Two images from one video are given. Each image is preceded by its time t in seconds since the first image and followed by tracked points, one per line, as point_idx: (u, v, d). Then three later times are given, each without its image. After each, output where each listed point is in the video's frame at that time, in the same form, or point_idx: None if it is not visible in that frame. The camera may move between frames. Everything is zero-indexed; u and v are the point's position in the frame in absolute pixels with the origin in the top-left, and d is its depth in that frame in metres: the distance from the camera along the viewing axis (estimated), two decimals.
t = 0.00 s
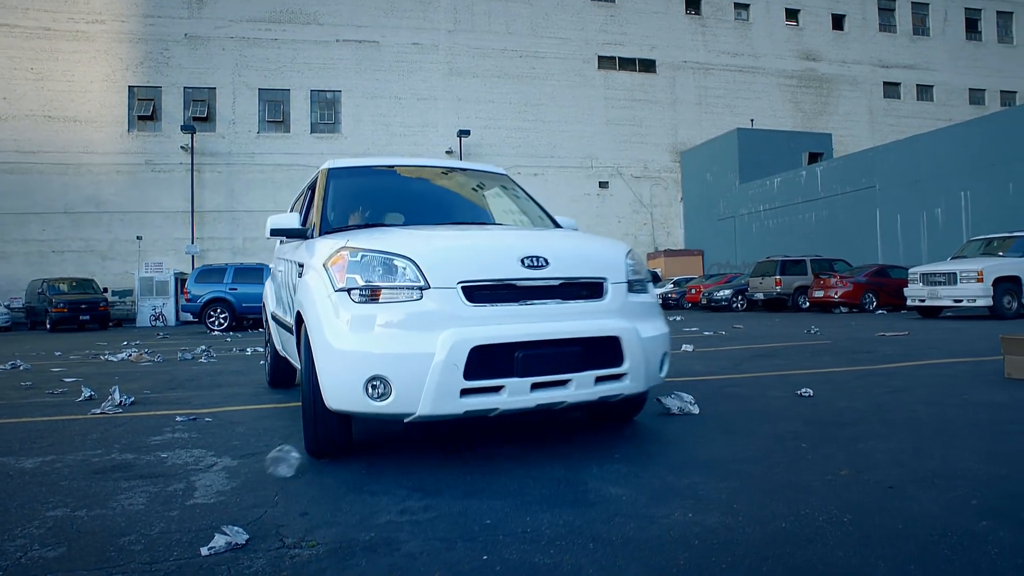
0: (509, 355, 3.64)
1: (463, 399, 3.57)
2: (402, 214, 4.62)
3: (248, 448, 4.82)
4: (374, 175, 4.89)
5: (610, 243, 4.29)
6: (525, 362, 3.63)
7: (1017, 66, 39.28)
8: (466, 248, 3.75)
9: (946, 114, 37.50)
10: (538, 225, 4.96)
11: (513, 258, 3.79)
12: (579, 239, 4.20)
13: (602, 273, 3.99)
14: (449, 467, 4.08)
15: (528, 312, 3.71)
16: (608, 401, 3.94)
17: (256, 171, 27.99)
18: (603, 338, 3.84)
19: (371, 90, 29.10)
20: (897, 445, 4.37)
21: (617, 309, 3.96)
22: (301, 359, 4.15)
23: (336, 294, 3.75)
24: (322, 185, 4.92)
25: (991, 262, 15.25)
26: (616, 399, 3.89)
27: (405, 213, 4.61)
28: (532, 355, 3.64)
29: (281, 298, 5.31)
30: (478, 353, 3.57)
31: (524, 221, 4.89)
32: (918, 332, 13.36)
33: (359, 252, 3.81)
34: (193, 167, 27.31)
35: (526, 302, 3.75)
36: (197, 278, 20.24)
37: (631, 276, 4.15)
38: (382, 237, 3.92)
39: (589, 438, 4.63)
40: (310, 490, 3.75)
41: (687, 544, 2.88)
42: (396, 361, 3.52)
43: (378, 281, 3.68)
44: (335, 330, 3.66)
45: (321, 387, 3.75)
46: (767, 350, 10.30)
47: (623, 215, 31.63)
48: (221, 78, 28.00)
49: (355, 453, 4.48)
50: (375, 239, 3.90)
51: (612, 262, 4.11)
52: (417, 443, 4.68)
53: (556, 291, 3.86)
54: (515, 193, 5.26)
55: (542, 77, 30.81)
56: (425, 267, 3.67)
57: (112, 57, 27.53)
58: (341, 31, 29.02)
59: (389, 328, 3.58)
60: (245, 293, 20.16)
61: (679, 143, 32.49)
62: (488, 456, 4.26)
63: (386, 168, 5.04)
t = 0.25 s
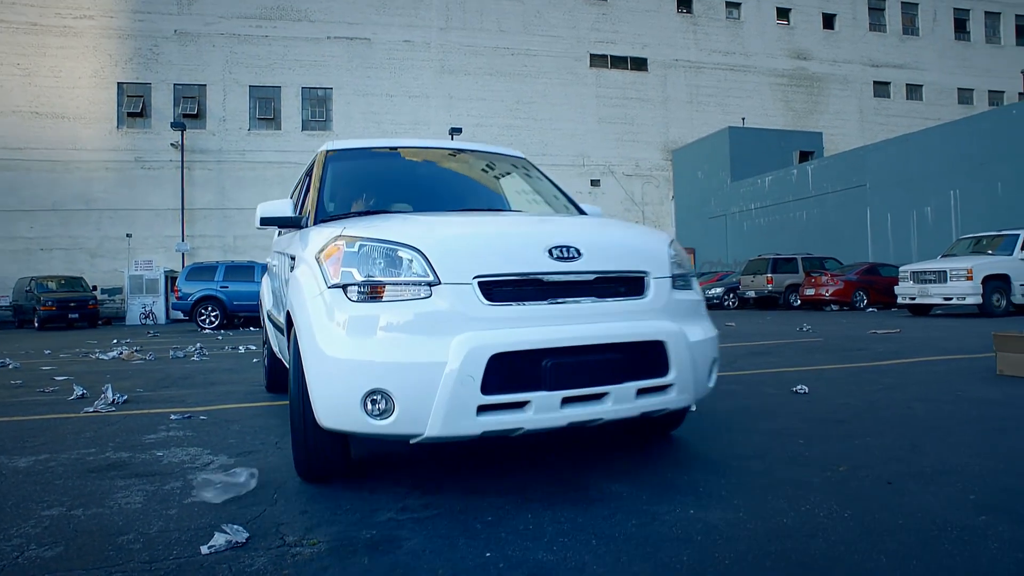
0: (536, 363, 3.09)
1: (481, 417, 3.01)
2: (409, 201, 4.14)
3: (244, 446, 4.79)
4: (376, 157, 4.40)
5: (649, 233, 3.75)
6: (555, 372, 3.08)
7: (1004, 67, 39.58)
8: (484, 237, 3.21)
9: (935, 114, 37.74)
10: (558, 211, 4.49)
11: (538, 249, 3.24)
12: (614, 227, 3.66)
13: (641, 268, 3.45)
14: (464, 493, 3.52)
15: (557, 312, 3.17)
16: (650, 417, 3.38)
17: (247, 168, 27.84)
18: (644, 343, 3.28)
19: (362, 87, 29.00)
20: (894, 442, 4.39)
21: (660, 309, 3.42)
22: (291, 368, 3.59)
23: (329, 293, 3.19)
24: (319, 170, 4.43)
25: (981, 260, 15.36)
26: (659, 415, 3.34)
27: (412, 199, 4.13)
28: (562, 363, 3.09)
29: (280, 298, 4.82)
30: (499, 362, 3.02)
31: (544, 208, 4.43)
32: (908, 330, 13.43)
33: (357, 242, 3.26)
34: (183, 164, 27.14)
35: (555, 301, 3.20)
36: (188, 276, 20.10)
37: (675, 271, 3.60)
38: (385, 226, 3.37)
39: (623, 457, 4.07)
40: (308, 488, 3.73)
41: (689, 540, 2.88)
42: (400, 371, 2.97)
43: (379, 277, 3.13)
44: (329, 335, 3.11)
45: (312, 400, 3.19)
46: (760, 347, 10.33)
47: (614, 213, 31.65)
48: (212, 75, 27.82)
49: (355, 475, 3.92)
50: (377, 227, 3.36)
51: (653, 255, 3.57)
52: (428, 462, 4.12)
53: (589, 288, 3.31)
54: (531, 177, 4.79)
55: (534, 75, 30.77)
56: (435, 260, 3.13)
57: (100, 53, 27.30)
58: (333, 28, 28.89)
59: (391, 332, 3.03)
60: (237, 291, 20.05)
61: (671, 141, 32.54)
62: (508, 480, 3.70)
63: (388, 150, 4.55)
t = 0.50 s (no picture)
0: (572, 378, 2.61)
1: (506, 442, 2.53)
2: (413, 184, 3.58)
3: (240, 444, 4.76)
4: (373, 141, 3.81)
5: (694, 224, 3.27)
6: (594, 387, 2.60)
7: (990, 67, 39.88)
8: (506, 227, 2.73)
9: (922, 114, 38.04)
10: (581, 198, 3.96)
11: (573, 241, 2.76)
12: (656, 216, 3.17)
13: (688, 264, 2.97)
14: (481, 525, 3.04)
15: (593, 316, 2.69)
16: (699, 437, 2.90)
17: (236, 166, 27.68)
18: (694, 352, 2.80)
19: (352, 85, 28.88)
20: (891, 439, 4.39)
21: (712, 311, 2.94)
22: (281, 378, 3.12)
23: (323, 294, 2.70)
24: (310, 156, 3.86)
25: (968, 259, 15.48)
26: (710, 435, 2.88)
27: (416, 183, 3.56)
28: (600, 376, 2.61)
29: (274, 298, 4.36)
30: (529, 376, 2.54)
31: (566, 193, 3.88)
32: (898, 328, 13.52)
33: (358, 233, 2.77)
34: (171, 162, 26.96)
35: (592, 302, 2.72)
36: (176, 275, 19.95)
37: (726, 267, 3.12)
38: (391, 213, 2.88)
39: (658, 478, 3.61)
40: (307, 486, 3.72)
41: (695, 538, 2.87)
42: (407, 388, 2.49)
43: (383, 274, 2.64)
44: (322, 342, 2.61)
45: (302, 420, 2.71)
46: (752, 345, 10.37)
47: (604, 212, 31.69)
48: (200, 73, 27.63)
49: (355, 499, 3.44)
50: (382, 214, 2.87)
51: (701, 247, 3.08)
52: (438, 483, 3.64)
53: (630, 287, 2.83)
54: (547, 160, 4.24)
55: (524, 74, 30.75)
56: (451, 253, 2.64)
57: (87, 50, 27.05)
58: (322, 26, 28.76)
59: (397, 342, 2.54)
60: (226, 289, 19.92)
61: (661, 141, 32.61)
62: (531, 508, 3.24)
63: (385, 132, 3.98)
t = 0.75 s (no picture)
0: (607, 393, 2.27)
1: (531, 467, 2.19)
2: (414, 170, 3.48)
3: (233, 444, 4.71)
4: (371, 126, 3.70)
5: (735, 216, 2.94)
6: (633, 403, 2.26)
7: (970, 69, 40.37)
8: (528, 219, 2.40)
9: (905, 115, 38.40)
10: (586, 179, 3.90)
11: (604, 234, 2.43)
12: (691, 207, 2.85)
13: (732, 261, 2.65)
14: (497, 558, 2.69)
15: (630, 321, 2.35)
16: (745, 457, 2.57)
17: (220, 165, 27.44)
18: (743, 362, 2.47)
19: (338, 84, 28.73)
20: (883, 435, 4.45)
21: (760, 314, 2.61)
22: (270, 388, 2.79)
23: (316, 296, 2.35)
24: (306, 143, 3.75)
25: (951, 258, 15.65)
26: (759, 455, 2.55)
27: (420, 167, 3.47)
28: (639, 391, 2.28)
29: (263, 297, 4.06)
30: (557, 390, 2.21)
31: (570, 177, 3.81)
32: (883, 327, 13.66)
33: (357, 225, 2.42)
34: (155, 161, 26.69)
35: (627, 305, 2.39)
36: (161, 275, 19.75)
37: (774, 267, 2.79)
38: (396, 203, 2.53)
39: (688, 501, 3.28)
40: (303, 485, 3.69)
41: (702, 539, 2.85)
42: (416, 406, 2.13)
43: (386, 272, 2.29)
44: (315, 352, 2.25)
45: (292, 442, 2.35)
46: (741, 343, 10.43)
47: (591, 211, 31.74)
48: (184, 71, 27.39)
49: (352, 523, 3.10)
50: (384, 205, 2.52)
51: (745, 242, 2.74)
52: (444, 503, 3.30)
53: (667, 288, 2.50)
54: (548, 142, 4.17)
55: (511, 73, 30.73)
56: (466, 247, 2.31)
57: (68, 46, 26.73)
58: (308, 24, 28.59)
59: (404, 351, 2.19)
60: (211, 289, 19.75)
61: (647, 140, 32.72)
62: (552, 538, 2.89)
63: (382, 118, 3.88)
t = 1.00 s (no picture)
0: (644, 402, 2.03)
1: (562, 488, 1.94)
2: (418, 155, 3.44)
3: (225, 445, 4.67)
4: (370, 113, 3.64)
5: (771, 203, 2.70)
6: (673, 413, 2.03)
7: (948, 68, 40.90)
8: (552, 206, 2.15)
9: (884, 115, 38.87)
10: (589, 161, 3.89)
11: (636, 224, 2.19)
12: (723, 194, 2.61)
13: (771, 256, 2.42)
14: None
15: (667, 323, 2.11)
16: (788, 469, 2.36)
17: (202, 166, 27.19)
18: (788, 364, 2.25)
19: (321, 84, 28.57)
20: (872, 427, 4.55)
21: (803, 312, 2.39)
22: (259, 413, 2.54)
23: (314, 293, 2.08)
24: (301, 131, 3.68)
25: (931, 255, 15.84)
26: (802, 466, 2.33)
27: (424, 156, 3.42)
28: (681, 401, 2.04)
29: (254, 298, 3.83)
30: (591, 400, 1.96)
31: (573, 159, 3.79)
32: (865, 324, 13.82)
33: (360, 214, 2.16)
34: (135, 161, 26.40)
35: (664, 303, 2.15)
36: (143, 276, 19.52)
37: (816, 261, 2.55)
38: (403, 189, 2.27)
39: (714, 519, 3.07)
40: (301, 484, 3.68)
41: (711, 537, 2.92)
42: (431, 421, 1.87)
43: (394, 266, 2.03)
44: (313, 359, 1.98)
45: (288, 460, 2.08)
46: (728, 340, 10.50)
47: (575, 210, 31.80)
48: (165, 70, 27.11)
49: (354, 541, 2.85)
50: (390, 192, 2.26)
51: (785, 233, 2.51)
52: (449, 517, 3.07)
53: (705, 284, 2.26)
54: (547, 126, 4.15)
55: (495, 73, 30.72)
56: (485, 237, 2.05)
57: (45, 45, 26.37)
58: (290, 23, 28.40)
59: (415, 358, 1.93)
60: (194, 290, 19.55)
61: (631, 140, 32.85)
62: (574, 562, 2.66)
63: (377, 105, 3.81)
